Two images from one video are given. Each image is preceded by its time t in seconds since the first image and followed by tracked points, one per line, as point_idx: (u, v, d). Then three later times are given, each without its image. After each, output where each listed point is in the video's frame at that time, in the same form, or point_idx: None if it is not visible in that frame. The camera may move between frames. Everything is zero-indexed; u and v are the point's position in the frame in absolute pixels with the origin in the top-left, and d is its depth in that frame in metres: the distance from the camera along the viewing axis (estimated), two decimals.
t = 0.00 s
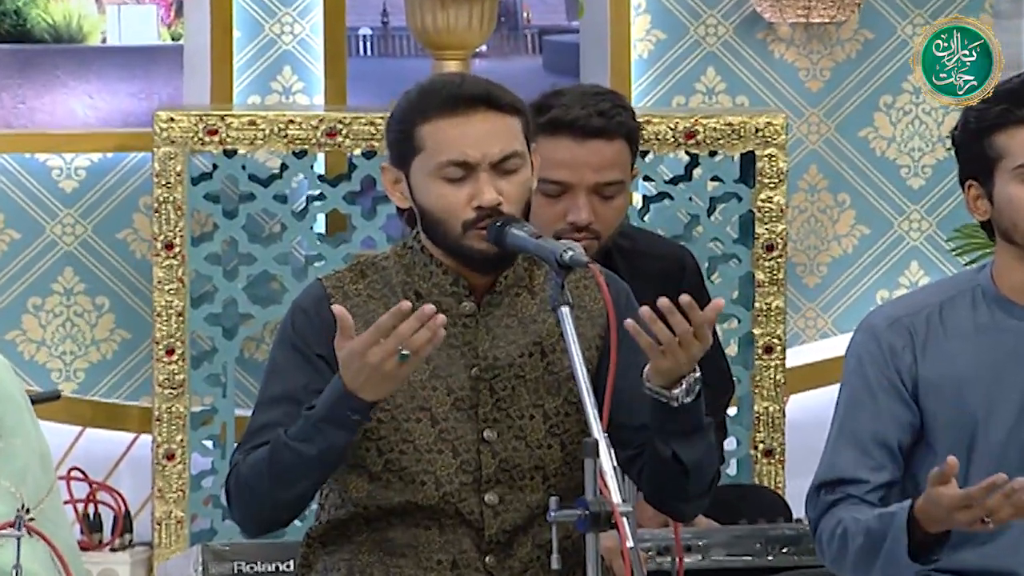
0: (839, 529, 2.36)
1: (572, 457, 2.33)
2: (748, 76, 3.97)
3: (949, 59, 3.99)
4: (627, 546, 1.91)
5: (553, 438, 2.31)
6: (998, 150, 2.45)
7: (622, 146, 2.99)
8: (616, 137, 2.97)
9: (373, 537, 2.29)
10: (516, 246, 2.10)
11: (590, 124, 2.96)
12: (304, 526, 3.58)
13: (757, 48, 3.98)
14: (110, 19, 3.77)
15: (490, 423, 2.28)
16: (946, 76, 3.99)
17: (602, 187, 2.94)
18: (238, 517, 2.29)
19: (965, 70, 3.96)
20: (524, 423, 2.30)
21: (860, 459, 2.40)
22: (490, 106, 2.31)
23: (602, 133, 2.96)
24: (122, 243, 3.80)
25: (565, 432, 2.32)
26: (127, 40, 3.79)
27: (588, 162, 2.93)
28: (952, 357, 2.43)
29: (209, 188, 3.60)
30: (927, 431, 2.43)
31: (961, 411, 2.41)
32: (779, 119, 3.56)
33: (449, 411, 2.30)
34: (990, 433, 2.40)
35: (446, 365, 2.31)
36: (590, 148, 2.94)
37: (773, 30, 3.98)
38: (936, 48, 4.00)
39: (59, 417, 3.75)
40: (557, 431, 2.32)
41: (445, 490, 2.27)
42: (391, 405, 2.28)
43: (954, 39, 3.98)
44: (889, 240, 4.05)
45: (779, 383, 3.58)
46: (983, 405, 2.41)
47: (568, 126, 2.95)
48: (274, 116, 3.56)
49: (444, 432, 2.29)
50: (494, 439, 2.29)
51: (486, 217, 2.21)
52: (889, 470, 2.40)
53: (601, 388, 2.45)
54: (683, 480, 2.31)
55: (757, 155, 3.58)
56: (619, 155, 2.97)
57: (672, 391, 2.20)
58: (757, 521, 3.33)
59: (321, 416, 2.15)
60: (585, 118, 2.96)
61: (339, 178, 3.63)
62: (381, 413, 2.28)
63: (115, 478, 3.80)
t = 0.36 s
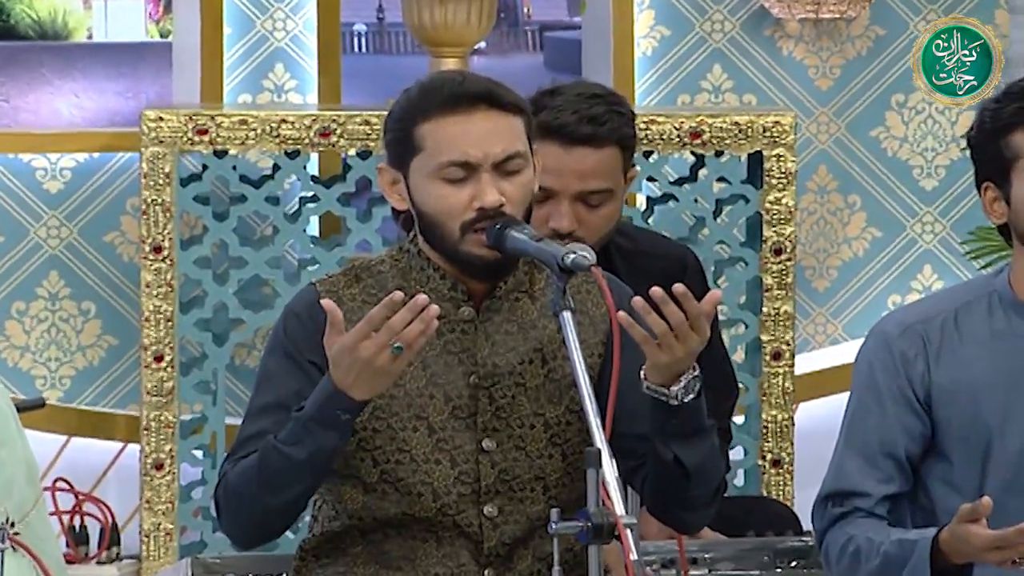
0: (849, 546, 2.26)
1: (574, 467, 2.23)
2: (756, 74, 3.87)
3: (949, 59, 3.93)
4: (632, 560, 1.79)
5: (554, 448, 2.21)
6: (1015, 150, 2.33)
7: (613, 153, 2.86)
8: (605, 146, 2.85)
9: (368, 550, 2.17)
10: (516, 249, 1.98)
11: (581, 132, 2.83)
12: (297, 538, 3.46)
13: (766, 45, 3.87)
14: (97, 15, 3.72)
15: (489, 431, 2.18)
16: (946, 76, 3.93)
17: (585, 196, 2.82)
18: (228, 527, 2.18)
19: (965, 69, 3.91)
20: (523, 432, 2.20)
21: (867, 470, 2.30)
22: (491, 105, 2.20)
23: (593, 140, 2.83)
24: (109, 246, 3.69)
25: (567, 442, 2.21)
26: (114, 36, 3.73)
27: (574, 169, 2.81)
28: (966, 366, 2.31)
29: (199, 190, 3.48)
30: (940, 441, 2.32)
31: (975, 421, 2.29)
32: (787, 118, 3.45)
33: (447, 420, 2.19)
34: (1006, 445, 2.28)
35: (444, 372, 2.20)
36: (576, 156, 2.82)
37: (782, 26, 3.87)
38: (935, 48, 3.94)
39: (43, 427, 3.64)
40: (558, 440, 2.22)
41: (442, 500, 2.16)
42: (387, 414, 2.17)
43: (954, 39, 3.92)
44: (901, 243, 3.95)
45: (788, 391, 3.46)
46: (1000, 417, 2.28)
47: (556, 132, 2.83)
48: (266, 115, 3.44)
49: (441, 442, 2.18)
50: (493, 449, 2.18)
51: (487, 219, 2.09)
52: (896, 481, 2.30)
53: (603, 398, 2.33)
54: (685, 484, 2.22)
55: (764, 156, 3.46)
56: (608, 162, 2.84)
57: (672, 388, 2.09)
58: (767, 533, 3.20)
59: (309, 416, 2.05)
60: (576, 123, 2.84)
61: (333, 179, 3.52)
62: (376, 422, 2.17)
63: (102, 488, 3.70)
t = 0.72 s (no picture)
0: (861, 557, 2.10)
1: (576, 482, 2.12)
2: (765, 73, 3.77)
3: (948, 59, 3.85)
4: None
5: (555, 460, 2.10)
6: None
7: (620, 159, 2.74)
8: (612, 152, 2.73)
9: (363, 567, 2.05)
10: (517, 254, 1.88)
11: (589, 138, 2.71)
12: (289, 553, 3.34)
13: (774, 43, 3.77)
14: (83, 11, 3.62)
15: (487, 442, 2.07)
16: (946, 76, 3.85)
17: (585, 203, 2.70)
18: (216, 541, 2.06)
19: (965, 70, 3.84)
20: (523, 443, 2.09)
21: (880, 482, 2.15)
22: (491, 105, 2.09)
23: (601, 146, 2.72)
24: (95, 252, 3.59)
25: (568, 453, 2.11)
26: (100, 35, 3.63)
27: (575, 176, 2.70)
28: (983, 375, 2.16)
29: (189, 192, 3.36)
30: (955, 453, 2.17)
31: (993, 431, 2.14)
32: (796, 119, 3.34)
33: (444, 430, 2.08)
34: None
35: (440, 380, 2.10)
36: (580, 163, 2.70)
37: (791, 23, 3.77)
38: (936, 48, 3.85)
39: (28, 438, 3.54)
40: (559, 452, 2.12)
41: (438, 513, 2.05)
42: (382, 424, 2.07)
43: (954, 39, 3.83)
44: (915, 249, 3.87)
45: (796, 400, 3.35)
46: (1016, 426, 2.14)
47: (562, 136, 2.71)
48: (257, 115, 3.32)
49: (438, 453, 2.07)
50: (491, 461, 2.08)
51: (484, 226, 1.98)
52: (909, 494, 2.15)
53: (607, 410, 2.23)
54: (690, 498, 2.11)
55: (772, 157, 3.35)
56: (607, 171, 2.72)
57: (678, 400, 1.98)
58: (775, 548, 3.07)
59: (300, 427, 1.94)
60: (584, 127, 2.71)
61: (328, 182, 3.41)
62: (371, 432, 2.07)
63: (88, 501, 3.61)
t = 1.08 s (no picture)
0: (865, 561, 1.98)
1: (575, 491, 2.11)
2: (772, 69, 3.69)
3: (948, 59, 3.76)
4: None
5: (554, 468, 2.09)
6: None
7: (607, 134, 2.73)
8: (600, 126, 2.71)
9: None
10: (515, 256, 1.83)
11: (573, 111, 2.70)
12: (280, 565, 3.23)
13: (780, 38, 3.70)
14: (69, 5, 3.56)
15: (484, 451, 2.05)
16: (946, 76, 3.76)
17: (579, 179, 2.67)
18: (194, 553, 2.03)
19: (965, 70, 3.76)
20: (521, 451, 2.08)
21: (889, 486, 2.04)
22: (492, 100, 2.01)
23: (586, 121, 2.70)
24: (81, 253, 3.50)
25: (567, 461, 2.10)
26: (86, 28, 3.56)
27: (566, 151, 2.66)
28: (1000, 377, 2.06)
29: (177, 191, 3.25)
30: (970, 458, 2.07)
31: (1009, 434, 2.04)
32: (804, 115, 3.23)
33: (439, 438, 2.06)
34: None
35: (435, 387, 2.07)
36: (570, 138, 2.68)
37: (798, 17, 3.70)
38: (935, 48, 3.75)
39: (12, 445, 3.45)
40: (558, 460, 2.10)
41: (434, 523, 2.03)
42: (375, 432, 2.06)
43: (953, 39, 3.75)
44: (926, 249, 3.79)
45: (804, 406, 3.24)
46: None
47: (548, 111, 2.69)
48: (248, 111, 3.22)
49: (433, 461, 2.05)
50: (489, 469, 2.06)
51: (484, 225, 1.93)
52: (921, 500, 2.04)
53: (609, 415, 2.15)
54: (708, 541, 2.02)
55: (779, 156, 3.25)
56: (601, 145, 2.70)
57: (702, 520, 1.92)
58: (784, 559, 2.95)
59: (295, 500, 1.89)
60: (568, 101, 2.70)
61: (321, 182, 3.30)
62: (365, 440, 2.06)
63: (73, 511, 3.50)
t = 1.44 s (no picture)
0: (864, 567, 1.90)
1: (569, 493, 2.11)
2: (778, 65, 3.63)
3: (948, 60, 3.67)
4: None
5: (550, 470, 2.10)
6: None
7: (604, 122, 2.68)
8: (597, 112, 2.68)
9: None
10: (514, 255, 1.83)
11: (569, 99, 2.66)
12: None
13: (787, 33, 3.63)
14: None
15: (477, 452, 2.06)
16: (945, 76, 3.68)
17: (579, 167, 2.64)
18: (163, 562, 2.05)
19: (965, 70, 3.67)
20: (515, 451, 2.09)
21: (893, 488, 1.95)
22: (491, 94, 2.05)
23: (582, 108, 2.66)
24: (64, 254, 3.42)
25: (564, 462, 2.10)
26: (68, 22, 3.47)
27: (563, 138, 2.63)
28: (1017, 372, 1.96)
29: (163, 191, 3.15)
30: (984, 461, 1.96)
31: None
32: (811, 112, 3.12)
33: (432, 439, 2.07)
34: None
35: (429, 387, 2.08)
36: (569, 125, 2.64)
37: (805, 10, 3.63)
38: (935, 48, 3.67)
39: None
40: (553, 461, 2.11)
41: (425, 526, 2.04)
42: (365, 433, 2.06)
43: (954, 39, 3.66)
44: (937, 250, 3.71)
45: (811, 411, 3.14)
46: None
47: (541, 98, 2.65)
48: (237, 108, 3.11)
49: (425, 463, 2.06)
50: (482, 471, 2.07)
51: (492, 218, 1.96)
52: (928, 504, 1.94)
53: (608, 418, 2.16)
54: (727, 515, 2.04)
55: (785, 154, 3.14)
56: (600, 131, 2.66)
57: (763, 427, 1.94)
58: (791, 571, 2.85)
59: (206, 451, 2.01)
60: (560, 88, 2.66)
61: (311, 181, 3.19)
62: (355, 442, 2.06)
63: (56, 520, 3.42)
